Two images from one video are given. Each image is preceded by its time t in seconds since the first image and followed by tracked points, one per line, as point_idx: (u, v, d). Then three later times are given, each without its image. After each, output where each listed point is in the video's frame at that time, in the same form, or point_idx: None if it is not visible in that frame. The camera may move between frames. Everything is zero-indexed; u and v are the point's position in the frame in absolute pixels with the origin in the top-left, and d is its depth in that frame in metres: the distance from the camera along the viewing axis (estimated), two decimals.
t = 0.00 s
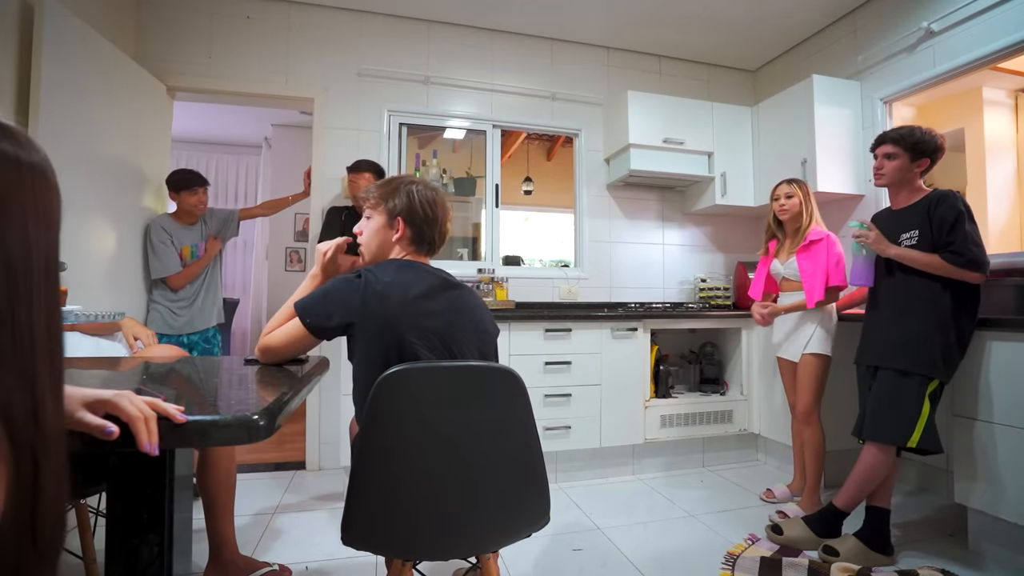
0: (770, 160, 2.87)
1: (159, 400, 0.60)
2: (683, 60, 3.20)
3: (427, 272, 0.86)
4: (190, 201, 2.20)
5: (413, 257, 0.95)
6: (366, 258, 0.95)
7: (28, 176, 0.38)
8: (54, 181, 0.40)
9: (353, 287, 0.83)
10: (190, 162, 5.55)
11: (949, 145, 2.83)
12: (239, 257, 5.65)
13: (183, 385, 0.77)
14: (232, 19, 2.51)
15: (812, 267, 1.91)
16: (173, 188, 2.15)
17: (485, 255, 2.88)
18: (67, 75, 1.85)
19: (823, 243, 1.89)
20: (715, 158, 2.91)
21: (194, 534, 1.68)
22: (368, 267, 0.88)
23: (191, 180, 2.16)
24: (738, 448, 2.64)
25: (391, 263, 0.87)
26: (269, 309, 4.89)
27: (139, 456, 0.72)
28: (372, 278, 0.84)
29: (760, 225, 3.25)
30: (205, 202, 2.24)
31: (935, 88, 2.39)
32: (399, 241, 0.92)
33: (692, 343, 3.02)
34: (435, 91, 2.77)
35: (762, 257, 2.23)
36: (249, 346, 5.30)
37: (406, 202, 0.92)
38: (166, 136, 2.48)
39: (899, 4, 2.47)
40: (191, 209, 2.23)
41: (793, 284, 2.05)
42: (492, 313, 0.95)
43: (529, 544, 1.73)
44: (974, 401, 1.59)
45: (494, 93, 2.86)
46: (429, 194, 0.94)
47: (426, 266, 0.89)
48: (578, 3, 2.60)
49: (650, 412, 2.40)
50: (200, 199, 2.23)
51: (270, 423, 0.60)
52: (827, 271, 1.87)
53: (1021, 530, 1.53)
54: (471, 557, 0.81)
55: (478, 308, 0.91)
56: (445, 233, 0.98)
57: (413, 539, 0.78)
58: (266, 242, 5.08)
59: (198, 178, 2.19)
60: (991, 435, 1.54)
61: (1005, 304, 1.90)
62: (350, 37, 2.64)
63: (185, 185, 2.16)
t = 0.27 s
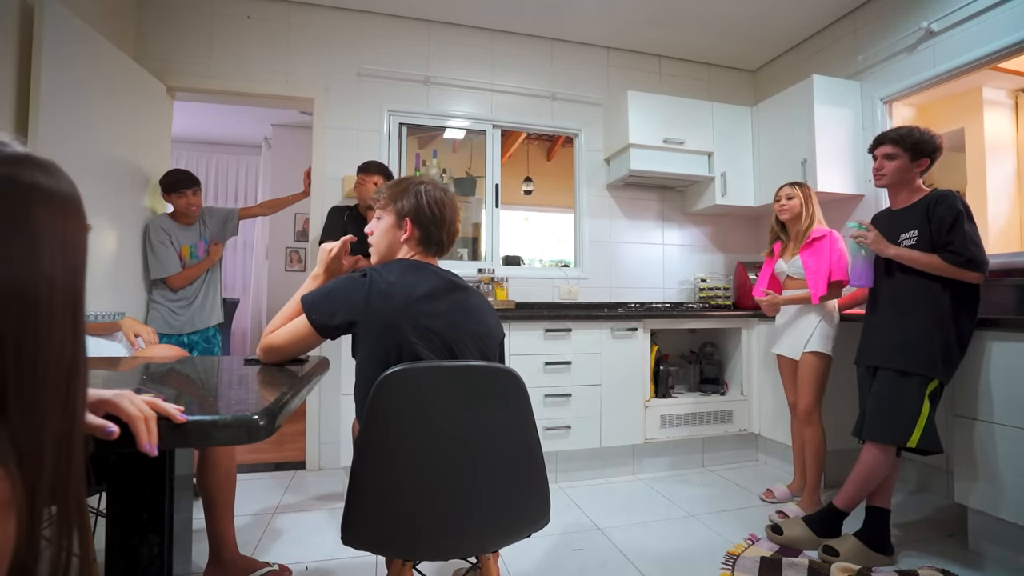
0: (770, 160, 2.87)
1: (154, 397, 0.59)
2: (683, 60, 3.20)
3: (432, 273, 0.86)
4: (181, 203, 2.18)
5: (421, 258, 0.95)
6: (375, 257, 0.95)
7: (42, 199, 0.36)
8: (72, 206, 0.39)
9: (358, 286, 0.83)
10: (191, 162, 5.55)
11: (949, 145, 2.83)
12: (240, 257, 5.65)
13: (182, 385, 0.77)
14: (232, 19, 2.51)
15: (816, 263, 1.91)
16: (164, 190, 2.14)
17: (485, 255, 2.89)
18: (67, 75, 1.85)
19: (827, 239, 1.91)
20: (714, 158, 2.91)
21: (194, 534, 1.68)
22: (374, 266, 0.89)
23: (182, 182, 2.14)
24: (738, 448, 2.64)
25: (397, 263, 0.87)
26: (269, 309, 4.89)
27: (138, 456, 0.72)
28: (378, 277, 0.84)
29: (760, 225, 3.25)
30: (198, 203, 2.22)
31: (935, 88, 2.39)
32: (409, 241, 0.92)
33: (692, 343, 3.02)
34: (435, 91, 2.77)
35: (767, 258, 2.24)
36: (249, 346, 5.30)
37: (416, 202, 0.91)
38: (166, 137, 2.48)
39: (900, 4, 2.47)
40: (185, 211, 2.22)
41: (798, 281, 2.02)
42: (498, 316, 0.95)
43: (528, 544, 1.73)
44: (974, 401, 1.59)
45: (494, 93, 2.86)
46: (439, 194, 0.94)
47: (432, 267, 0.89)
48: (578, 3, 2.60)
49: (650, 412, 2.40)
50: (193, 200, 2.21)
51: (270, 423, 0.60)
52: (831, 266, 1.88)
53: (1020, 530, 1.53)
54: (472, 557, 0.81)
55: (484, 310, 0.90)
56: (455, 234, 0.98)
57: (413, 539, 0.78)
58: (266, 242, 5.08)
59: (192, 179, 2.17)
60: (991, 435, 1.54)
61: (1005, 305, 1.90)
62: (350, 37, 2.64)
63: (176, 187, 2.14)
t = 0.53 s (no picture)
0: (770, 160, 2.87)
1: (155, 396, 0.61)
2: (683, 60, 3.20)
3: (431, 273, 0.86)
4: (179, 203, 2.18)
5: (422, 256, 0.94)
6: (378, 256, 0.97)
7: (91, 215, 0.34)
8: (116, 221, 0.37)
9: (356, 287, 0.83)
10: (190, 162, 5.55)
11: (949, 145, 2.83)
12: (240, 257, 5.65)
13: (181, 385, 0.77)
14: (232, 19, 2.51)
15: (815, 261, 1.90)
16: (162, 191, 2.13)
17: (485, 255, 2.89)
18: (67, 75, 1.85)
19: (825, 237, 1.91)
20: (714, 158, 2.91)
21: (195, 534, 1.68)
22: (374, 266, 0.88)
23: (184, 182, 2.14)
24: (739, 448, 2.64)
25: (396, 263, 0.87)
26: (269, 309, 4.89)
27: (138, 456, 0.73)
28: (377, 278, 0.84)
29: (760, 225, 3.25)
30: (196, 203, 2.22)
31: (935, 88, 2.39)
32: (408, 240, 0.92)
33: (692, 343, 3.02)
34: (435, 91, 2.77)
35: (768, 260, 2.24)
36: (249, 346, 5.30)
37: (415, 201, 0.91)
38: (166, 137, 2.48)
39: (900, 4, 2.47)
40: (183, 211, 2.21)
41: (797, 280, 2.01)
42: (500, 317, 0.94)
43: (528, 544, 1.73)
44: (974, 401, 1.59)
45: (494, 93, 2.86)
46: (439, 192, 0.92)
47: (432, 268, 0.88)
48: (578, 3, 2.60)
49: (650, 412, 2.40)
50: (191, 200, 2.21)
51: (270, 423, 0.60)
52: (828, 263, 1.88)
53: (1020, 530, 1.53)
54: (471, 557, 0.81)
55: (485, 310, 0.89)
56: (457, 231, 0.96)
57: (412, 539, 0.78)
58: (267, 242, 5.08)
59: (191, 179, 2.17)
60: (991, 435, 1.55)
61: (1005, 305, 1.90)
62: (350, 37, 2.64)
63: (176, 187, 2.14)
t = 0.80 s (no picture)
0: (771, 160, 2.87)
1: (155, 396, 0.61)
2: (683, 60, 3.20)
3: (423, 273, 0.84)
4: (177, 204, 2.17)
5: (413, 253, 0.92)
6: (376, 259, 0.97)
7: (105, 221, 0.40)
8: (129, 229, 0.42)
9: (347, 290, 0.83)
10: (190, 161, 5.55)
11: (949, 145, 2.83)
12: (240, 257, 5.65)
13: (181, 386, 0.77)
14: (232, 19, 2.51)
15: (811, 259, 1.90)
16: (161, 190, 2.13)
17: (485, 255, 2.89)
18: (67, 74, 1.85)
19: (822, 237, 1.91)
20: (714, 158, 2.91)
21: (194, 534, 1.68)
22: (370, 266, 0.88)
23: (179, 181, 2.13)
24: (738, 448, 2.64)
25: (388, 264, 0.85)
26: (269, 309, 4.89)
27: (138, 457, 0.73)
28: (369, 281, 0.83)
29: (760, 225, 3.25)
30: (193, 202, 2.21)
31: (935, 88, 2.39)
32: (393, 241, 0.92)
33: (692, 343, 3.02)
34: (435, 91, 2.77)
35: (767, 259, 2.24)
36: (249, 346, 5.30)
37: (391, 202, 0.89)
38: (166, 137, 2.48)
39: (900, 4, 2.47)
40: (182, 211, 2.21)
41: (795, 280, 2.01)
42: (502, 313, 0.93)
43: (528, 544, 1.73)
44: (974, 401, 1.59)
45: (494, 93, 2.86)
46: (417, 189, 0.88)
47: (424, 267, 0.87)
48: (578, 3, 2.60)
49: (650, 412, 2.40)
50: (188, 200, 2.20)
51: (270, 423, 0.60)
52: (824, 261, 1.88)
53: (1020, 530, 1.53)
54: (471, 557, 0.81)
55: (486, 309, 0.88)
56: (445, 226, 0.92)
57: (412, 539, 0.78)
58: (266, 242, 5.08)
59: (190, 179, 2.17)
60: (991, 435, 1.54)
61: (1005, 305, 1.90)
62: (351, 37, 2.64)
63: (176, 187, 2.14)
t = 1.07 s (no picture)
0: (771, 160, 2.87)
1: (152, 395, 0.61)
2: (683, 60, 3.20)
3: (416, 272, 0.83)
4: (176, 203, 2.17)
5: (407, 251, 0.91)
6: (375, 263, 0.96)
7: (98, 220, 0.41)
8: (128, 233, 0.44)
9: (340, 292, 0.83)
10: (190, 161, 5.55)
11: (949, 146, 2.84)
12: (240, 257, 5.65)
13: (181, 386, 0.77)
14: (232, 19, 2.51)
15: (812, 259, 1.90)
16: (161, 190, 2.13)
17: (485, 255, 2.89)
18: (67, 74, 1.85)
19: (823, 237, 1.91)
20: (714, 158, 2.91)
21: (194, 534, 1.68)
22: (364, 267, 0.87)
23: (178, 181, 2.12)
24: (738, 448, 2.64)
25: (381, 264, 0.85)
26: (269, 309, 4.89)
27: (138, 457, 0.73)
28: (361, 282, 0.83)
29: (760, 225, 3.25)
30: (191, 202, 2.21)
31: (935, 88, 2.39)
32: (386, 242, 0.92)
33: (692, 343, 3.02)
34: (435, 91, 2.77)
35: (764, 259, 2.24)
36: (249, 346, 5.30)
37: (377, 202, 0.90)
38: (166, 137, 2.48)
39: (900, 4, 2.47)
40: (181, 210, 2.21)
41: (793, 280, 2.01)
42: (501, 308, 0.93)
43: (528, 544, 1.73)
44: (974, 401, 1.59)
45: (494, 93, 2.86)
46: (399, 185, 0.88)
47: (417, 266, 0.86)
48: (578, 3, 2.60)
49: (649, 412, 2.40)
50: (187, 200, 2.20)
51: (270, 423, 0.60)
52: (825, 261, 1.88)
53: (1020, 529, 1.53)
54: (471, 556, 0.81)
55: (483, 305, 0.87)
56: (431, 219, 0.89)
57: (412, 539, 0.78)
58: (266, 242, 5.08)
59: (190, 179, 2.16)
60: (991, 435, 1.54)
61: (1005, 305, 1.90)
62: (350, 37, 2.64)
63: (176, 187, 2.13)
